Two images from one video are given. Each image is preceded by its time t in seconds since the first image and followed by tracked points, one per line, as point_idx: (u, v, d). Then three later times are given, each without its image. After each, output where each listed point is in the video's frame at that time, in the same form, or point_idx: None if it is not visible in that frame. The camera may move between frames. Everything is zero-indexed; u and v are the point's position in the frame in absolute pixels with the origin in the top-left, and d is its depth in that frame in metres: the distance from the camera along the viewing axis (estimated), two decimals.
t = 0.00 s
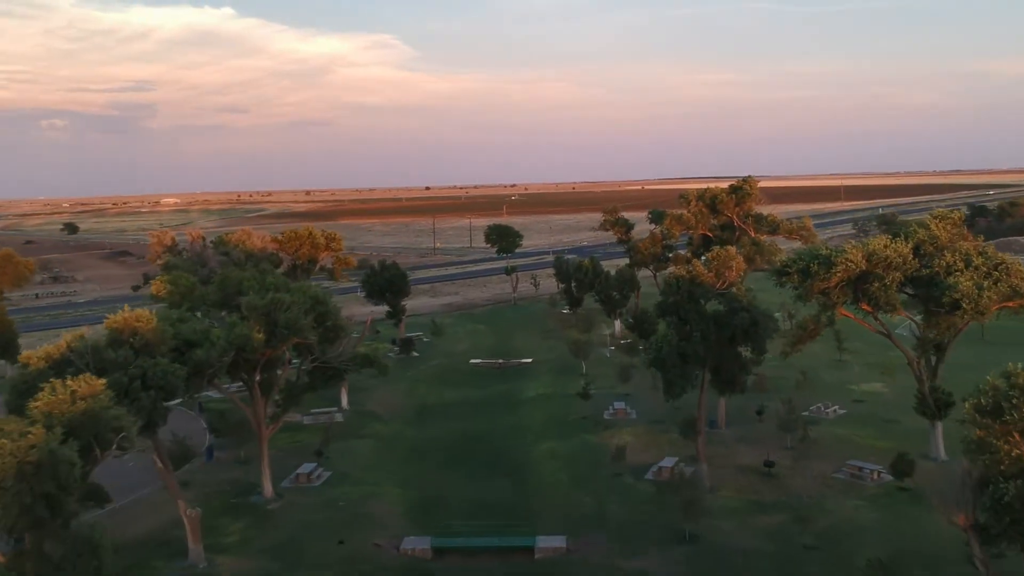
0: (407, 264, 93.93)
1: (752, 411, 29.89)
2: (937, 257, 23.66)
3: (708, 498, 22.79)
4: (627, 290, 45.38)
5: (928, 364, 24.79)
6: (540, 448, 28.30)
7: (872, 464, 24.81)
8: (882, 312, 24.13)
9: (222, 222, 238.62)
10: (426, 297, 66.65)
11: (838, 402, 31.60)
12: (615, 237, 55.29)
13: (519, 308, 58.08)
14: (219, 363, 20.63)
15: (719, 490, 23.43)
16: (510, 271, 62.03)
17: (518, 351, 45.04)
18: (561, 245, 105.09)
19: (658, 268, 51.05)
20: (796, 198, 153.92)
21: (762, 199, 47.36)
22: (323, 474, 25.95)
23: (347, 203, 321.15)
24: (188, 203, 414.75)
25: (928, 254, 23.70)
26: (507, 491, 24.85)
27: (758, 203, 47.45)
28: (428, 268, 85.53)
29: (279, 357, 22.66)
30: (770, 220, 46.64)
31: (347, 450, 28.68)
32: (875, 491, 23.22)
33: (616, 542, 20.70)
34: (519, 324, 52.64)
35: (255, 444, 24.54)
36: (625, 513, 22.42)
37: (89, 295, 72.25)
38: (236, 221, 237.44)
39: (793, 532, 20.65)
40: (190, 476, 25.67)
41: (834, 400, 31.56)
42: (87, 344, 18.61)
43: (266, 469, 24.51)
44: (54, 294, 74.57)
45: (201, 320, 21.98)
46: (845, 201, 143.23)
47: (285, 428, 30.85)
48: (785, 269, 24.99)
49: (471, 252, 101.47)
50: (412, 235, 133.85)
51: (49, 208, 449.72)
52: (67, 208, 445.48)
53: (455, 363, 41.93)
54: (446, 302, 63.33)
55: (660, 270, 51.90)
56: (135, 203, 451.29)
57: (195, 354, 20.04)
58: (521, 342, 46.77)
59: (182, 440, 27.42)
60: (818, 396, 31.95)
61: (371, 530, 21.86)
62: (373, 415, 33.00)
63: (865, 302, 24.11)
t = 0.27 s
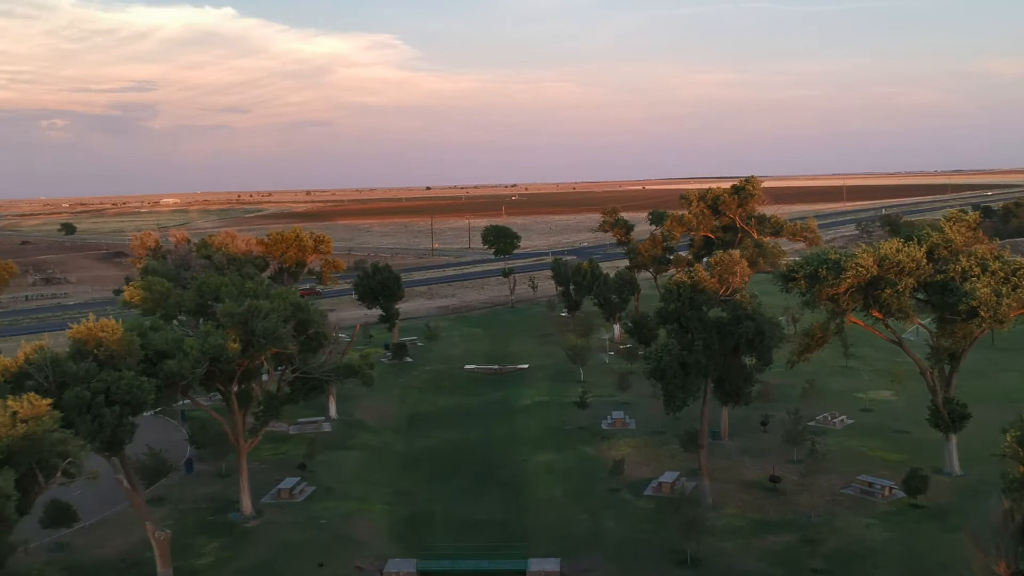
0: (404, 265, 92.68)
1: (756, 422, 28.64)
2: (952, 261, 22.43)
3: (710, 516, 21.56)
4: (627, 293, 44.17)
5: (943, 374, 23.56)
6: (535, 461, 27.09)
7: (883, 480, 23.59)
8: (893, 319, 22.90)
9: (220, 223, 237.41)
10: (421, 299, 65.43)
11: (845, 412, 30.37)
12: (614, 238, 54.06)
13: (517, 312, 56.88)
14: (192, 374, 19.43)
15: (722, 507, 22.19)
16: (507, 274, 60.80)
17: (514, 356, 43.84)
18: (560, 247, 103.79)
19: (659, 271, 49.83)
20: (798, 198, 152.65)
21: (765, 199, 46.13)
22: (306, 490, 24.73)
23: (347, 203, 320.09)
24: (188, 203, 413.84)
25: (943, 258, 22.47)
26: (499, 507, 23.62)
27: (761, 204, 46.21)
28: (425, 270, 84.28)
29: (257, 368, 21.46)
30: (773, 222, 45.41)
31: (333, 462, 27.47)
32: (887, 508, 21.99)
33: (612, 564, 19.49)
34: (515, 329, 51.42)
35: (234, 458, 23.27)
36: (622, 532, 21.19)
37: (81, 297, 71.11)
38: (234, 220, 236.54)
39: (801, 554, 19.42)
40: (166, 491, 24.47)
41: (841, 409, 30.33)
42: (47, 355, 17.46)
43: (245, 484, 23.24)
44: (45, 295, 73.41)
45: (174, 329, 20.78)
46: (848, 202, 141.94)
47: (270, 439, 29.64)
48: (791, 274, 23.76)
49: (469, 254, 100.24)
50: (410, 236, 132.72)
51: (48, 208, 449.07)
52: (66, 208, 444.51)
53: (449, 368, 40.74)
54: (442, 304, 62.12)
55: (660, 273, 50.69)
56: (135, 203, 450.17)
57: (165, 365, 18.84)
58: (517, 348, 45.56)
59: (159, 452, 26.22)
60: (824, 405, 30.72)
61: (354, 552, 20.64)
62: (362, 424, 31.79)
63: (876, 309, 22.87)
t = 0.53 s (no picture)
0: (400, 266, 91.30)
1: (761, 435, 27.24)
2: (972, 266, 21.02)
3: (712, 540, 20.16)
4: (626, 297, 42.77)
5: (962, 387, 22.12)
6: (527, 476, 25.70)
7: (897, 498, 22.16)
8: (909, 329, 21.50)
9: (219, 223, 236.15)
10: (416, 302, 64.06)
11: (854, 423, 28.97)
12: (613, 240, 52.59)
13: (514, 316, 55.49)
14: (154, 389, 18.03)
15: (725, 530, 20.78)
16: (504, 276, 59.41)
17: (509, 363, 42.47)
18: (559, 248, 102.39)
19: (659, 273, 48.41)
20: (800, 198, 151.25)
21: (769, 200, 44.72)
22: (285, 508, 23.36)
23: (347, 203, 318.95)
24: (187, 203, 412.94)
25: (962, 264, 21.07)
26: (488, 526, 22.25)
27: (764, 205, 44.78)
28: (421, 271, 82.90)
29: (227, 381, 20.05)
30: (777, 224, 43.98)
31: (316, 479, 26.10)
32: (902, 530, 20.58)
33: None
34: (512, 334, 50.04)
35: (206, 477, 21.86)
36: (617, 558, 19.81)
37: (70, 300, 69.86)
38: (233, 220, 235.64)
39: None
40: (136, 510, 23.11)
41: (849, 424, 28.92)
42: None
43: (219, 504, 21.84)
44: (35, 298, 72.13)
45: (137, 341, 19.39)
46: (850, 202, 140.51)
47: (250, 453, 28.27)
48: (799, 280, 22.36)
49: (466, 255, 98.85)
50: (409, 236, 131.45)
51: (48, 208, 448.40)
52: (66, 208, 443.56)
53: (442, 375, 39.37)
54: (438, 308, 60.78)
55: (661, 276, 49.28)
56: (134, 203, 449.01)
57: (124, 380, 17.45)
58: (513, 353, 44.17)
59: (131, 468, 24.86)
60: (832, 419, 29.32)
61: None
62: (348, 436, 30.42)
63: (890, 318, 21.48)
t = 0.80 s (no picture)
0: (396, 267, 89.95)
1: (765, 450, 25.84)
2: (993, 273, 19.62)
3: (714, 567, 18.77)
4: (625, 301, 41.39)
5: (981, 401, 20.72)
6: (518, 494, 24.31)
7: (912, 519, 20.74)
8: (925, 340, 20.10)
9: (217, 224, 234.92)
10: (411, 305, 62.69)
11: (863, 436, 27.57)
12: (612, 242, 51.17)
13: (510, 319, 54.12)
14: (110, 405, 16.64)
15: (728, 556, 19.39)
16: (500, 279, 58.01)
17: (504, 369, 41.10)
18: (558, 249, 101.01)
19: (659, 276, 47.02)
20: (801, 198, 149.83)
21: (772, 201, 43.29)
22: (259, 529, 21.98)
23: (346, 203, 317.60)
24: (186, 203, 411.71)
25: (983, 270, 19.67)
26: (475, 549, 20.87)
27: (767, 205, 43.36)
28: (417, 273, 81.51)
29: (193, 396, 18.64)
30: (781, 226, 42.59)
31: (295, 495, 24.71)
32: (918, 555, 19.15)
33: None
34: (507, 338, 48.67)
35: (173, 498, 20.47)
36: None
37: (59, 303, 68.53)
38: (231, 221, 234.36)
39: None
40: (101, 531, 21.75)
41: (858, 437, 27.54)
42: None
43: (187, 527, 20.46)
44: (24, 300, 70.86)
45: (95, 353, 18.00)
46: (852, 202, 139.10)
47: (228, 467, 26.88)
48: (808, 287, 20.96)
49: (464, 256, 97.46)
50: (407, 237, 130.09)
51: (47, 208, 447.14)
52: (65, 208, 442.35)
53: (434, 382, 37.99)
54: (433, 311, 59.41)
55: (661, 279, 47.90)
56: (133, 203, 447.78)
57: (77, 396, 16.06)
58: (508, 359, 42.80)
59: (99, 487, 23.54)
60: (840, 432, 27.92)
61: None
62: (333, 449, 29.05)
63: (905, 328, 20.08)
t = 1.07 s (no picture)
0: (392, 268, 88.63)
1: (771, 465, 24.44)
2: (1018, 280, 18.22)
3: None
4: (624, 305, 40.01)
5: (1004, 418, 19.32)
6: (509, 513, 22.91)
7: (930, 544, 19.33)
8: (943, 352, 18.71)
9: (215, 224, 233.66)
10: (405, 307, 61.34)
11: (873, 449, 26.22)
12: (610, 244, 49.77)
13: (506, 323, 52.74)
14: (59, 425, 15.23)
15: None
16: (496, 281, 56.65)
17: (498, 376, 39.72)
18: (555, 249, 99.64)
19: (659, 279, 45.65)
20: (803, 198, 148.45)
21: (775, 201, 41.91)
22: (232, 552, 20.59)
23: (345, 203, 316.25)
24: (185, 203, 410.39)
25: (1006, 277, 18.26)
26: None
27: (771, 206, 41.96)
28: (413, 274, 80.15)
29: (155, 414, 17.21)
30: (785, 227, 41.22)
31: (273, 514, 23.33)
32: None
33: None
34: (502, 343, 47.30)
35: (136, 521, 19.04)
36: None
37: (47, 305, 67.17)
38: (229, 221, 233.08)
39: None
40: (62, 554, 20.37)
41: (867, 451, 26.16)
42: None
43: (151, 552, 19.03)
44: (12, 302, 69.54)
45: (47, 368, 16.59)
46: (854, 202, 137.80)
47: (204, 483, 25.50)
48: (817, 294, 19.58)
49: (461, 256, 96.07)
50: (405, 237, 128.73)
51: (46, 207, 445.92)
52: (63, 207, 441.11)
53: (425, 390, 36.62)
54: (427, 314, 58.02)
55: (661, 281, 46.54)
56: (132, 203, 446.57)
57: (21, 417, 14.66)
58: (503, 364, 41.42)
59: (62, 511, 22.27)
60: (848, 446, 26.53)
61: None
62: (316, 462, 27.66)
63: (923, 339, 18.69)
